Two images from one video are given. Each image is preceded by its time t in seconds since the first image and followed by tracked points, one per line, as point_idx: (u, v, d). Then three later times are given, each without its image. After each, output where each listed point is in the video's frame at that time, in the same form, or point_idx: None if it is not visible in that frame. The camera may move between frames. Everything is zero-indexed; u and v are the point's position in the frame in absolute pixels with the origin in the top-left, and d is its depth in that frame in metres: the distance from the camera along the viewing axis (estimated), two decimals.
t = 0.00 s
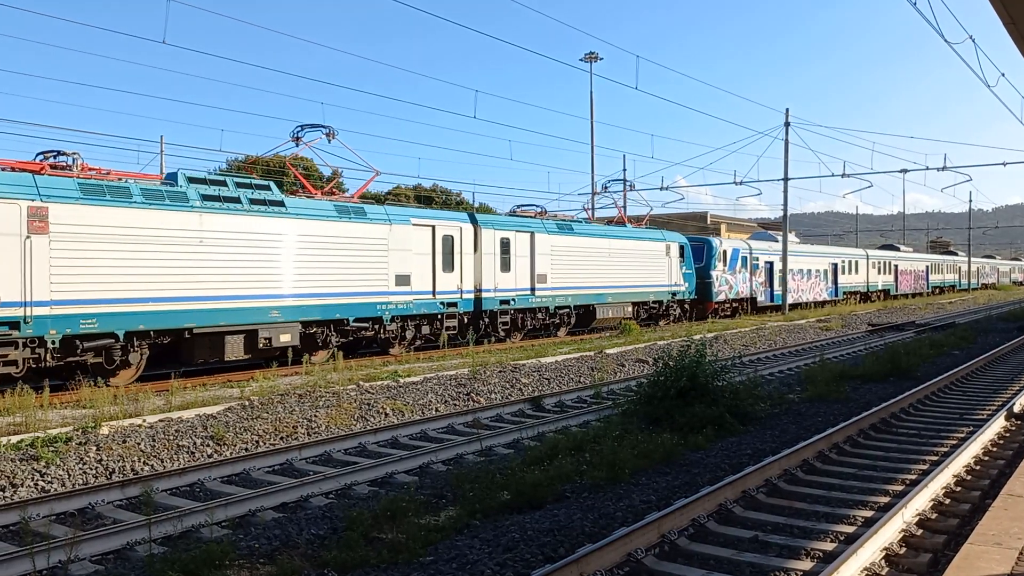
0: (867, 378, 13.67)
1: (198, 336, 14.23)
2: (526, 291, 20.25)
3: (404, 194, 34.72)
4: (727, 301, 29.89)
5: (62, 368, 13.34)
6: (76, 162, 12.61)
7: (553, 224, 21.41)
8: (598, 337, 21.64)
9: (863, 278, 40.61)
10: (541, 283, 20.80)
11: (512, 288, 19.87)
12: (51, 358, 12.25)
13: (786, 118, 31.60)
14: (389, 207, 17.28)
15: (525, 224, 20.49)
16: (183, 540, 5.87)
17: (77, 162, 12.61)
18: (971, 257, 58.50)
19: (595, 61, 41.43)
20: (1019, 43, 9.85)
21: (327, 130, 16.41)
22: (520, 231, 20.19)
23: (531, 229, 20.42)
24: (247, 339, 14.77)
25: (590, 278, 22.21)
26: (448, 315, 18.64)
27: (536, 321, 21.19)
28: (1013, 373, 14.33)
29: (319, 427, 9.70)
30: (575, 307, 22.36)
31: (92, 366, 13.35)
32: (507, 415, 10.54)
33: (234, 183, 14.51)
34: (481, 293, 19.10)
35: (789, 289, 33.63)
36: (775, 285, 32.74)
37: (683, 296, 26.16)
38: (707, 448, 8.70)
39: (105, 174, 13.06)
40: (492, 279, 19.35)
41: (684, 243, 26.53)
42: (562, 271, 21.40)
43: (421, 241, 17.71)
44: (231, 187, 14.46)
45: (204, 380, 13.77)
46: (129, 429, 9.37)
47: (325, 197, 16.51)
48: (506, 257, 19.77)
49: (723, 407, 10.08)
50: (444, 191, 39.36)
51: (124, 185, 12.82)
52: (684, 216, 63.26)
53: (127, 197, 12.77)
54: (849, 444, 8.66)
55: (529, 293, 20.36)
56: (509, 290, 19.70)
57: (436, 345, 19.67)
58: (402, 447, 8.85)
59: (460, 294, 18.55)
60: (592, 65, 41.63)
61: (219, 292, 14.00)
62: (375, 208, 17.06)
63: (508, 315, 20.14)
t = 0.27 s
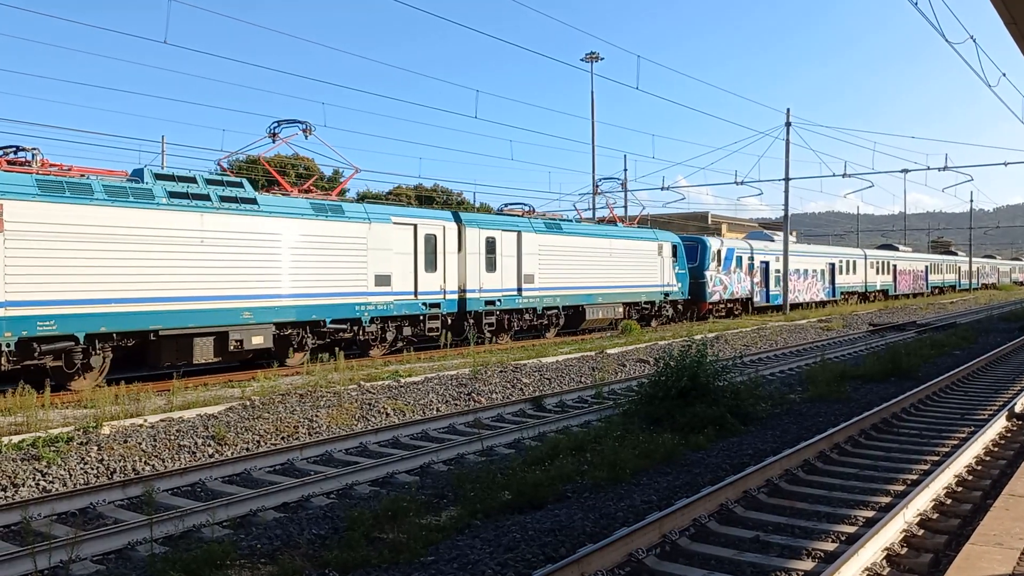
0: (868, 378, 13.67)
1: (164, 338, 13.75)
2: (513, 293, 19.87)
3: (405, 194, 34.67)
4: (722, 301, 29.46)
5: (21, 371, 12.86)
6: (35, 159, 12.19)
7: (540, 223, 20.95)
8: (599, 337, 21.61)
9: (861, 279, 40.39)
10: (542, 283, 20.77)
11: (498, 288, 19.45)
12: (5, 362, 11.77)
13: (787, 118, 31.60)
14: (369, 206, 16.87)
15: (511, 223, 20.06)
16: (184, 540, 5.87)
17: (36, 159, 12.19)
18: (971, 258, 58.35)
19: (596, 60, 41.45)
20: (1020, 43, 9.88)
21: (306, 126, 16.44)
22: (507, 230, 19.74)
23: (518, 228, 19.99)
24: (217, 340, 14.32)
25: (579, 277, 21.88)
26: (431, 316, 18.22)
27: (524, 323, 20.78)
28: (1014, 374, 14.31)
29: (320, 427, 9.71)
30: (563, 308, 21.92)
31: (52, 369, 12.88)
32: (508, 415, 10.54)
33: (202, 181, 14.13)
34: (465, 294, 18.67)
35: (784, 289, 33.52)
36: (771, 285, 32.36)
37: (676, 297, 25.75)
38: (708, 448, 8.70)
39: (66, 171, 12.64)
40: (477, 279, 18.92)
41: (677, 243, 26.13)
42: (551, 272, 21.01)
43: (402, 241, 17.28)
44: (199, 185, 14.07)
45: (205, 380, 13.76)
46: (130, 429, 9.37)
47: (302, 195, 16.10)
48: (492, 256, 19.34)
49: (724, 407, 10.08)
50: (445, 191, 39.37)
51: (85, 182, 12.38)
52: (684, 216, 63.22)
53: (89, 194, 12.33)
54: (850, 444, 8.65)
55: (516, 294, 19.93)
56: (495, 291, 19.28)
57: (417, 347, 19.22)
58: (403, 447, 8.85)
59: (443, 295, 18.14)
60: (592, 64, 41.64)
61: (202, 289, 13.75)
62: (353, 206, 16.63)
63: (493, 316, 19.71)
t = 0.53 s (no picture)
0: (869, 378, 13.65)
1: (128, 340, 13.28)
2: (499, 293, 19.57)
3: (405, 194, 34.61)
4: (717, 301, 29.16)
5: None
6: None
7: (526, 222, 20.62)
8: (601, 337, 21.53)
9: (859, 279, 40.14)
10: (541, 283, 20.76)
11: (483, 289, 19.13)
12: None
13: (788, 118, 31.59)
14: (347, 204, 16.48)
15: (496, 221, 19.68)
16: (185, 540, 5.87)
17: None
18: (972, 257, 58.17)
19: (597, 60, 41.48)
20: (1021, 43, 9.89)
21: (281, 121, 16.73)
22: (491, 229, 19.40)
23: (503, 226, 19.67)
24: (184, 343, 13.90)
25: (569, 276, 21.59)
26: (413, 317, 17.87)
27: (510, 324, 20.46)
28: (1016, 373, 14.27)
29: (321, 427, 9.70)
30: (551, 308, 21.60)
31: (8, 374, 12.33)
32: (509, 415, 10.52)
33: (170, 178, 13.69)
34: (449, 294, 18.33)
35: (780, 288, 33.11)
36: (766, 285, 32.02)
37: (669, 296, 25.46)
38: (709, 448, 8.69)
39: (25, 168, 12.16)
40: (461, 279, 18.58)
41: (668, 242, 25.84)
42: (538, 272, 20.72)
43: (382, 239, 16.90)
44: (166, 182, 13.61)
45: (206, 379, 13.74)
46: (130, 429, 9.37)
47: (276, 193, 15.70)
48: (477, 256, 19.01)
49: (725, 406, 10.06)
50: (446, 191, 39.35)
51: (44, 177, 11.85)
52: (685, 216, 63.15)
53: (48, 190, 11.80)
54: (850, 444, 8.64)
55: (501, 293, 19.61)
56: (479, 292, 18.97)
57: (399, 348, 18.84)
58: (403, 447, 8.84)
59: (425, 295, 17.76)
60: (593, 64, 41.66)
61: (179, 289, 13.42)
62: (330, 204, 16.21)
63: (478, 317, 19.37)
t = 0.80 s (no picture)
0: (871, 378, 13.64)
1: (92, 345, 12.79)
2: (485, 293, 19.12)
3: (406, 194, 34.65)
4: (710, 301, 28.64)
5: None
6: None
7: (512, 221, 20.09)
8: (602, 337, 21.56)
9: (857, 279, 39.91)
10: (541, 283, 20.76)
11: (467, 289, 18.66)
12: None
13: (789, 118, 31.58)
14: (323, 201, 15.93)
15: (481, 220, 19.18)
16: (187, 540, 5.88)
17: None
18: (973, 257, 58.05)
19: (598, 59, 41.48)
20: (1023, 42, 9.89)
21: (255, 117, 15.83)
22: (475, 228, 18.89)
23: (488, 225, 19.18)
24: (150, 347, 13.38)
25: (558, 275, 21.20)
26: (394, 319, 17.37)
27: (496, 325, 20.02)
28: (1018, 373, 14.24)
29: (322, 427, 9.71)
30: (538, 309, 21.14)
31: None
32: (510, 415, 10.53)
33: (134, 176, 13.13)
34: (431, 295, 17.83)
35: (776, 288, 32.57)
36: (762, 285, 31.59)
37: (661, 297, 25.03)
38: (710, 448, 8.69)
39: None
40: (444, 279, 18.06)
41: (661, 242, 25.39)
42: (526, 272, 20.27)
43: (361, 238, 16.35)
44: (130, 179, 13.04)
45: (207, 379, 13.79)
46: (132, 429, 9.39)
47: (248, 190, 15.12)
48: (461, 255, 18.51)
49: (727, 406, 10.06)
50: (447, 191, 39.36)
51: None
52: (685, 216, 63.12)
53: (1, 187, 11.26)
54: (852, 444, 8.64)
55: (486, 294, 19.17)
56: (464, 292, 18.48)
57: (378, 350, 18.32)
58: (404, 447, 8.85)
59: (406, 296, 17.22)
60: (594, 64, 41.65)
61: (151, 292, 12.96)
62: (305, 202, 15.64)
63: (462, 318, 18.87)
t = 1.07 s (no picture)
0: (872, 378, 13.64)
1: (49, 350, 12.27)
2: (469, 294, 18.73)
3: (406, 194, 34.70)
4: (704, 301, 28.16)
5: None
6: None
7: (496, 220, 19.69)
8: (602, 337, 21.62)
9: (854, 279, 39.68)
10: (542, 284, 20.75)
11: (450, 290, 18.27)
12: None
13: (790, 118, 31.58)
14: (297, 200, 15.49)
15: (464, 219, 18.79)
16: (188, 540, 5.88)
17: None
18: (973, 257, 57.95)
19: (598, 60, 41.46)
20: None
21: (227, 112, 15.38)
22: (458, 227, 18.50)
23: (472, 224, 18.81)
24: (112, 351, 12.89)
25: (546, 275, 20.83)
26: (373, 320, 16.96)
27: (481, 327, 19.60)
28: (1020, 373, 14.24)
29: (324, 427, 9.72)
30: (525, 310, 20.73)
31: None
32: (512, 415, 10.54)
33: (97, 172, 12.64)
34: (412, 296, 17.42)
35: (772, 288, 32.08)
36: (757, 285, 31.17)
37: (652, 298, 24.61)
38: (711, 448, 8.69)
39: None
40: (425, 280, 17.66)
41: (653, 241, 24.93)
42: (511, 272, 19.89)
43: (338, 238, 15.94)
44: (92, 176, 12.55)
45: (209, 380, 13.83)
46: (134, 429, 9.40)
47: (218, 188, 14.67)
48: (443, 255, 18.13)
49: (728, 406, 10.05)
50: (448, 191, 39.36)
51: None
52: (686, 216, 63.11)
53: None
54: (853, 444, 8.63)
55: (471, 295, 18.78)
56: (446, 293, 18.10)
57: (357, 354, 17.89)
58: (406, 447, 8.86)
59: (385, 297, 16.82)
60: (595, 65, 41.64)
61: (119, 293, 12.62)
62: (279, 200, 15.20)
63: (445, 320, 18.46)
